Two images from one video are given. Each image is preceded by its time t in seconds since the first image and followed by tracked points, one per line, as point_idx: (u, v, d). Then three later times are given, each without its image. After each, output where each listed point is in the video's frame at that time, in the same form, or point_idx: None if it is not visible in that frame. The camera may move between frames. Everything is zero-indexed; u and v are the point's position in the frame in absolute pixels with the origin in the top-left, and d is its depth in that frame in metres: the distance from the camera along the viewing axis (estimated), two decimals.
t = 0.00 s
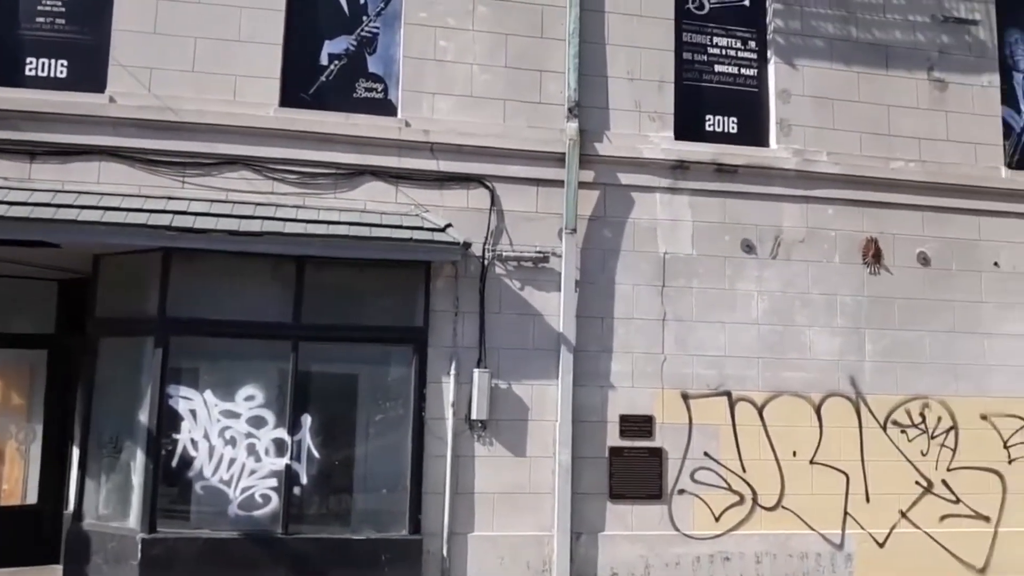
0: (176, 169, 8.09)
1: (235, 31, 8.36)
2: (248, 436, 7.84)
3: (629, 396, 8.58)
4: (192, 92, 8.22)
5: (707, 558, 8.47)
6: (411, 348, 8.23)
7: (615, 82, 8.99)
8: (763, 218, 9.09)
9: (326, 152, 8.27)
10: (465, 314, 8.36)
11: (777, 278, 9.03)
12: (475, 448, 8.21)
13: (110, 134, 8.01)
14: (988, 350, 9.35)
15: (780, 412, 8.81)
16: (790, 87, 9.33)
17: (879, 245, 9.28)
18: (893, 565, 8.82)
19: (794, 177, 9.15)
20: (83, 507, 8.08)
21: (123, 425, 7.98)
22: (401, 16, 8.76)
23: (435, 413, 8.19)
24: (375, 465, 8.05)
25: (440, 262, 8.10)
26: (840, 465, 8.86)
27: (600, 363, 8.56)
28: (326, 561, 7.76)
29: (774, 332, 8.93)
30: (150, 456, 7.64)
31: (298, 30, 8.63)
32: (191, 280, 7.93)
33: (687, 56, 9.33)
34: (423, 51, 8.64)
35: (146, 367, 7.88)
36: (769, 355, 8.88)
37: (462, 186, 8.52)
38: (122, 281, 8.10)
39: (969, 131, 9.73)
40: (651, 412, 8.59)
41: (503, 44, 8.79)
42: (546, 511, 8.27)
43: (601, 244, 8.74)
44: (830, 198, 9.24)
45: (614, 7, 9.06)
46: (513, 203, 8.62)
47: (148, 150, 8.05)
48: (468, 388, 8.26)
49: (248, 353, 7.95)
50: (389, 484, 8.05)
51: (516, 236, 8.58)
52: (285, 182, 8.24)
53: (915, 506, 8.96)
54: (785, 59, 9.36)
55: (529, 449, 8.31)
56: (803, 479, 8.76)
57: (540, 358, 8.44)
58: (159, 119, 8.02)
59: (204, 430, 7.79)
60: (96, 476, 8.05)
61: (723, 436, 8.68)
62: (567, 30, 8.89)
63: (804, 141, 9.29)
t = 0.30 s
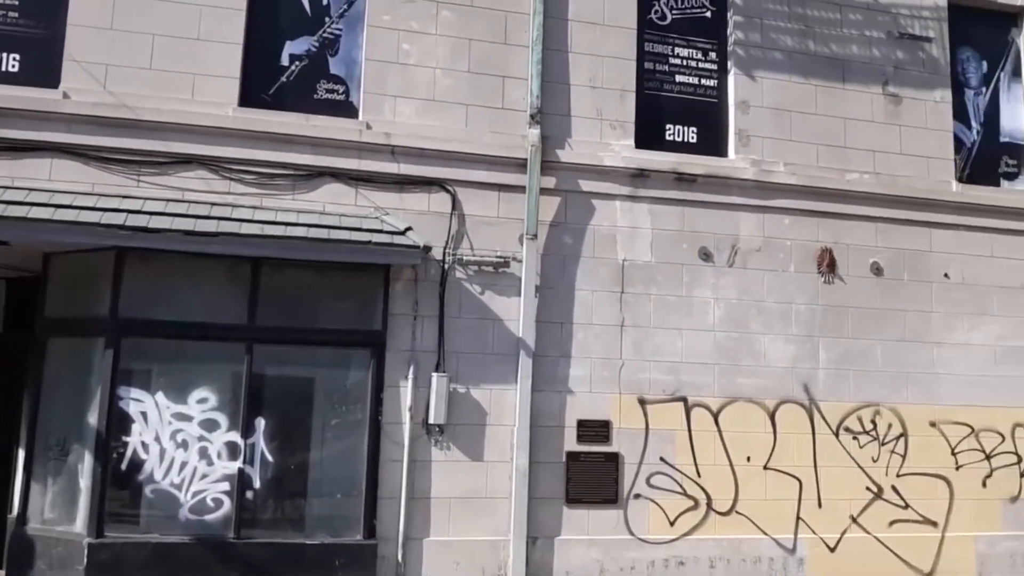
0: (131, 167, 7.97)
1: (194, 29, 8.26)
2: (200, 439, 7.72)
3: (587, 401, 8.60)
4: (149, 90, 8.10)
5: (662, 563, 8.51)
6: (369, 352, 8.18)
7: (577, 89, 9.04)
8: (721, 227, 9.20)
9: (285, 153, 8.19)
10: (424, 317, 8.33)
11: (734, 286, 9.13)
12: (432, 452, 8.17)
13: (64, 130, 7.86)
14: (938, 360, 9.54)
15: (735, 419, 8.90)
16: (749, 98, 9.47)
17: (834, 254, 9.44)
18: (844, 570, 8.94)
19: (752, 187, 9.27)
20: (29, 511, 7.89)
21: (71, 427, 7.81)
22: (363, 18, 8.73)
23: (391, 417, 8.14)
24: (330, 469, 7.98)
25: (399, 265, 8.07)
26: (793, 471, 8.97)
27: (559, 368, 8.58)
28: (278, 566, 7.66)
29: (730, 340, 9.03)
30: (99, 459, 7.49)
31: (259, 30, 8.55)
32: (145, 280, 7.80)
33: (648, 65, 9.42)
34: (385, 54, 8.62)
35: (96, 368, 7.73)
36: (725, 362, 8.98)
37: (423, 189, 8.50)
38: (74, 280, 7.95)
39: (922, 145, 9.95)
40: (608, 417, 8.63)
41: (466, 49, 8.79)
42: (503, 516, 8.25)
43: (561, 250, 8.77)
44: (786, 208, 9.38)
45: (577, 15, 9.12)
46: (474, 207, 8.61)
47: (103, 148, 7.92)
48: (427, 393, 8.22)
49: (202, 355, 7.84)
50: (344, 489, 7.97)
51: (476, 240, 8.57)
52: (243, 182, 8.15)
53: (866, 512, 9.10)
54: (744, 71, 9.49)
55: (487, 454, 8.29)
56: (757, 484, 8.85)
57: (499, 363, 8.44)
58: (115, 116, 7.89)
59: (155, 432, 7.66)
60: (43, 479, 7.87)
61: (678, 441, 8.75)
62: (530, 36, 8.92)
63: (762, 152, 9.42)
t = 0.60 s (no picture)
0: (88, 165, 7.81)
1: (154, 26, 8.13)
2: (156, 443, 7.58)
3: (549, 406, 8.60)
4: (107, 87, 7.95)
5: (622, 567, 8.53)
6: (330, 355, 8.10)
7: (541, 94, 9.05)
8: (683, 234, 9.27)
9: (246, 153, 8.09)
10: (386, 321, 8.27)
11: (695, 292, 9.21)
12: (393, 457, 8.11)
13: (18, 126, 7.68)
14: (893, 366, 9.70)
15: (695, 423, 8.97)
16: (711, 107, 9.56)
17: (793, 262, 9.56)
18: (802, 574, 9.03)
19: (713, 194, 9.36)
20: None
21: (22, 430, 7.62)
22: (327, 19, 8.66)
23: (352, 421, 8.06)
24: (289, 474, 7.88)
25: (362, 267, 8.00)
26: (753, 476, 9.06)
27: (521, 373, 8.58)
28: (235, 572, 7.54)
29: (691, 345, 9.10)
30: (51, 463, 7.31)
31: (221, 28, 8.44)
32: (100, 280, 7.65)
33: (613, 72, 9.47)
34: (349, 55, 8.56)
35: (48, 369, 7.54)
36: (686, 367, 9.04)
37: (386, 192, 8.44)
38: (26, 280, 7.76)
39: (879, 155, 10.12)
40: (570, 422, 8.64)
41: (431, 52, 8.76)
42: (464, 521, 8.21)
43: (524, 254, 8.77)
44: (747, 216, 9.48)
45: (542, 20, 9.14)
46: (437, 211, 8.58)
47: (58, 145, 7.75)
48: (388, 397, 8.16)
49: (159, 357, 7.70)
50: (304, 494, 7.88)
51: (440, 244, 8.53)
52: (203, 181, 8.03)
53: (823, 516, 9.22)
54: (707, 79, 9.58)
55: (448, 458, 8.24)
56: (717, 489, 8.92)
57: (461, 367, 8.40)
58: (71, 113, 7.74)
59: (110, 436, 7.50)
60: None
61: (640, 446, 8.79)
62: (495, 41, 8.92)
63: (724, 160, 9.52)
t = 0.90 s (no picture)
0: (46, 162, 7.72)
1: (116, 24, 8.07)
2: (114, 443, 7.50)
3: (511, 407, 8.65)
4: (66, 84, 7.87)
5: (583, 567, 8.60)
6: (292, 356, 8.08)
7: (506, 98, 9.13)
8: (645, 237, 9.39)
9: (208, 152, 8.06)
10: (349, 322, 8.27)
11: (656, 295, 9.33)
12: (355, 458, 8.10)
13: None
14: (849, 369, 9.90)
15: (656, 425, 9.07)
16: (673, 113, 9.71)
17: (752, 266, 9.73)
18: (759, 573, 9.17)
19: (674, 199, 9.50)
20: None
21: None
22: (292, 20, 8.66)
23: (314, 422, 8.04)
24: (250, 475, 7.83)
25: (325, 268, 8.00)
26: (712, 477, 9.19)
27: (484, 374, 8.62)
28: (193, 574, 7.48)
29: (652, 347, 9.21)
30: (6, 464, 7.19)
31: (183, 27, 8.40)
32: (57, 279, 7.56)
33: (576, 77, 9.58)
34: (314, 56, 8.56)
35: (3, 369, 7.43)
36: (647, 369, 9.15)
37: (350, 193, 8.45)
38: None
39: (836, 162, 10.34)
40: (532, 423, 8.70)
41: (395, 54, 8.80)
42: (425, 522, 8.22)
43: (488, 257, 8.82)
44: (707, 221, 9.63)
45: (506, 25, 9.22)
46: (402, 212, 8.60)
47: (16, 142, 7.66)
48: (350, 398, 8.15)
49: (118, 357, 7.62)
50: (264, 495, 7.84)
51: (403, 245, 8.55)
52: (164, 181, 7.98)
53: (780, 516, 9.37)
54: (669, 86, 9.73)
55: (410, 459, 8.25)
56: (677, 490, 9.03)
57: (424, 368, 8.43)
58: (29, 109, 7.65)
59: (67, 437, 7.40)
60: None
61: (601, 447, 8.87)
62: (460, 45, 8.98)
63: (685, 165, 9.66)
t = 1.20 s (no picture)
0: None
1: (69, 15, 7.89)
2: (67, 443, 7.35)
3: (473, 404, 8.63)
4: (17, 75, 7.67)
5: (544, 563, 8.61)
6: (250, 353, 7.97)
7: (468, 94, 9.09)
8: (607, 234, 9.42)
9: (165, 147, 7.92)
10: (309, 319, 8.18)
11: (618, 292, 9.36)
12: (315, 457, 8.02)
13: None
14: (807, 365, 10.03)
15: (617, 421, 9.11)
16: (635, 111, 9.74)
17: (712, 264, 9.81)
18: (719, 567, 9.25)
19: (636, 196, 9.54)
20: None
21: None
22: (251, 13, 8.53)
23: (272, 421, 7.94)
24: (208, 474, 7.72)
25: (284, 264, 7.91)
26: (672, 472, 9.25)
27: (446, 371, 8.59)
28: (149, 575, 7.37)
29: (614, 344, 9.24)
30: None
31: (139, 18, 8.23)
32: (8, 275, 7.39)
33: (539, 74, 9.57)
34: (273, 49, 8.45)
35: None
36: (609, 366, 9.18)
37: (310, 188, 8.36)
38: None
39: (796, 160, 10.45)
40: (494, 421, 8.68)
41: (356, 49, 8.71)
42: (386, 520, 8.18)
43: (450, 253, 8.79)
44: (669, 218, 9.68)
45: (469, 21, 9.18)
46: (363, 208, 8.52)
47: None
48: (310, 396, 8.07)
49: (71, 355, 7.47)
50: (222, 495, 7.74)
51: (364, 242, 8.49)
52: (119, 175, 7.83)
53: (740, 511, 9.46)
54: (631, 84, 9.76)
55: (371, 458, 8.20)
56: (638, 485, 9.08)
57: (385, 365, 8.37)
58: None
59: (18, 437, 7.23)
60: None
61: (563, 443, 8.88)
62: (422, 40, 8.92)
63: (647, 162, 9.70)
